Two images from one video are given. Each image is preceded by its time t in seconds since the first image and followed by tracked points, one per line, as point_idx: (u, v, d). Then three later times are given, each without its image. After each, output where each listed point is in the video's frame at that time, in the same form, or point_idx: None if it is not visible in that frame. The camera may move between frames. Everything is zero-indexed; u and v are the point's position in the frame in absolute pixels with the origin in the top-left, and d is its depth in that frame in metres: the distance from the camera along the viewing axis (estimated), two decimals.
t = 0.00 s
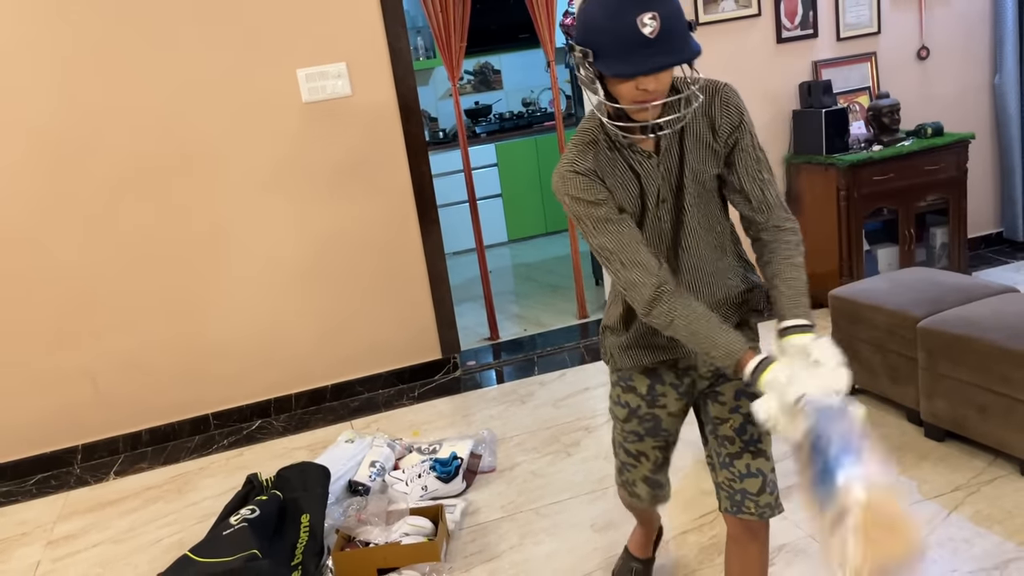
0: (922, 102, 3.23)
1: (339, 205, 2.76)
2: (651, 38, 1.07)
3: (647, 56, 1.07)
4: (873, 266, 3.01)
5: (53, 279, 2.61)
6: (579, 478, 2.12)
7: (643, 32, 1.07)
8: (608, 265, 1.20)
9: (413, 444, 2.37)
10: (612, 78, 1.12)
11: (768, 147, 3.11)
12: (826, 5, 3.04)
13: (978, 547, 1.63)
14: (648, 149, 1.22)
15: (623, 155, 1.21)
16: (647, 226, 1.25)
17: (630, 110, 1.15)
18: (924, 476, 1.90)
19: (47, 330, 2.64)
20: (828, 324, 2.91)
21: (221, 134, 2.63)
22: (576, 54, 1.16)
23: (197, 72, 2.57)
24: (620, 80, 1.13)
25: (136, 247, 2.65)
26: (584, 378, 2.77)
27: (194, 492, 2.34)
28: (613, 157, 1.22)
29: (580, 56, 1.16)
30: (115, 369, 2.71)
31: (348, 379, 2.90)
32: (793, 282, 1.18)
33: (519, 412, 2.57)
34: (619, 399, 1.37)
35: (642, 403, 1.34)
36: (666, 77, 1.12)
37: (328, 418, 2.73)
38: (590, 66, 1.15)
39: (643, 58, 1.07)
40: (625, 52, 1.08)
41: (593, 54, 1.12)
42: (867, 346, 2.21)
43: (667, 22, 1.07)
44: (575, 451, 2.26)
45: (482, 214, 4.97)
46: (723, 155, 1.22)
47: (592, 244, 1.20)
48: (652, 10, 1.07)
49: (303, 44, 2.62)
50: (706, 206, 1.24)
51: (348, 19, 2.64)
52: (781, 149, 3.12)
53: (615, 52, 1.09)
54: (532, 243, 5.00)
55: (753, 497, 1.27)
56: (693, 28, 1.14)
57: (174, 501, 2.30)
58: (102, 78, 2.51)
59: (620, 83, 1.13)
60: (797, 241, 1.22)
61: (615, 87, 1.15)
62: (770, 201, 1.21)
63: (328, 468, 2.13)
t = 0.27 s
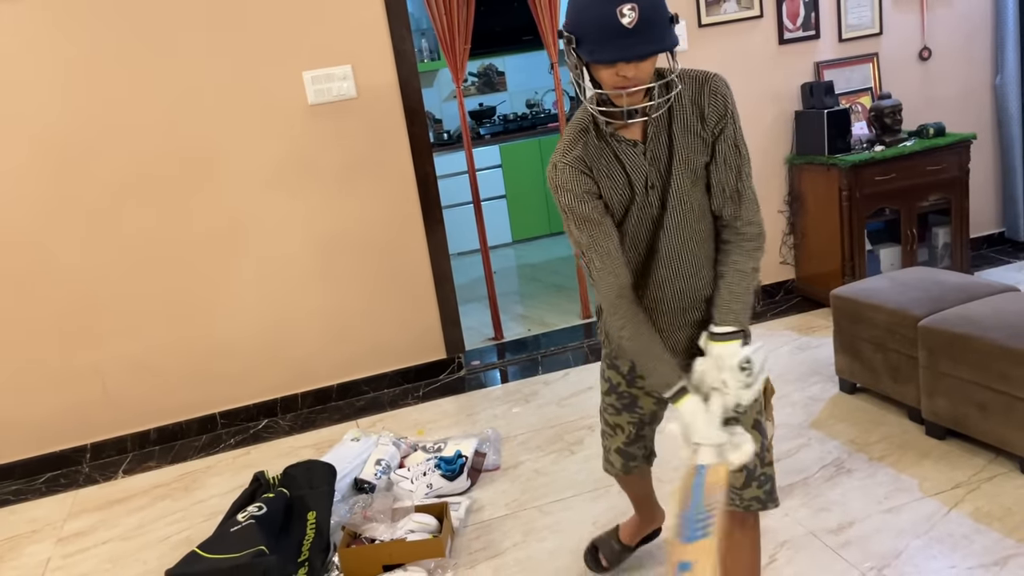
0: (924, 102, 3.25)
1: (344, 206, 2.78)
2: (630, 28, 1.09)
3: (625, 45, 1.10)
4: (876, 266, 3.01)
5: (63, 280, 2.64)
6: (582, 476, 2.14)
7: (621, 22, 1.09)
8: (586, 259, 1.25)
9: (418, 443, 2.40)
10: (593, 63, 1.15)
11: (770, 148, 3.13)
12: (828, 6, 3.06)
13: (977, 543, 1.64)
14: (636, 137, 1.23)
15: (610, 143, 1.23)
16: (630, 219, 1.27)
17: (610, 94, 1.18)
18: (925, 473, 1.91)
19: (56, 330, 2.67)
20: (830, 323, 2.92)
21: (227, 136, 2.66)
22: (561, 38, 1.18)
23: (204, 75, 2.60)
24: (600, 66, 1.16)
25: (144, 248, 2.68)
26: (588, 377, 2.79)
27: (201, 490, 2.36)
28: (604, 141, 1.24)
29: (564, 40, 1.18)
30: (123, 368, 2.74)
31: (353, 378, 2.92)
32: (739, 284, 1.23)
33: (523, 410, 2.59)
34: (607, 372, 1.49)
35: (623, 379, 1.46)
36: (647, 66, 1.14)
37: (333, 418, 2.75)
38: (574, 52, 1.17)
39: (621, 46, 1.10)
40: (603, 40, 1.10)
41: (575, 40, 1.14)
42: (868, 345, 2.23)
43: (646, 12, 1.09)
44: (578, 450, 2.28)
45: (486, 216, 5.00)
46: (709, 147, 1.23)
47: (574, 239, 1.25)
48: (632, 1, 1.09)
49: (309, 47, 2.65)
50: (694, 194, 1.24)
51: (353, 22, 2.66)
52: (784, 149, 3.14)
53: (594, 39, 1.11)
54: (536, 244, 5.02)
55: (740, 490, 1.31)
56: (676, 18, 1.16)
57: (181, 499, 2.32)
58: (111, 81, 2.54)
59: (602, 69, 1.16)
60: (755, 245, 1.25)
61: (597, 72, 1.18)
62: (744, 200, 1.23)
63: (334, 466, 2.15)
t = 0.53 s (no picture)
0: (929, 102, 3.25)
1: (351, 207, 2.80)
2: (623, 35, 1.17)
3: (619, 50, 1.17)
4: (881, 266, 3.02)
5: (72, 280, 2.66)
6: (587, 474, 2.15)
7: (617, 28, 1.17)
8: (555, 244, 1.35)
9: (424, 442, 2.41)
10: (587, 69, 1.22)
11: (775, 149, 3.14)
12: (833, 7, 3.06)
13: (980, 541, 1.65)
14: (618, 145, 1.27)
15: (593, 146, 1.28)
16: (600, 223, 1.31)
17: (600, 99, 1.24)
18: (928, 472, 1.92)
19: (67, 329, 2.69)
20: (834, 323, 2.93)
21: (235, 137, 2.68)
22: (557, 46, 1.26)
23: (212, 76, 2.62)
24: (594, 72, 1.23)
25: (153, 248, 2.70)
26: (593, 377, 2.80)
27: (209, 488, 2.38)
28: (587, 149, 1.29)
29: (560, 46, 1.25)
30: (132, 367, 2.76)
31: (360, 378, 2.94)
32: (688, 300, 1.24)
33: (528, 410, 2.61)
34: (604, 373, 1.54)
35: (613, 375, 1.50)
36: (638, 73, 1.21)
37: (340, 417, 2.77)
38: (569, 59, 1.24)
39: (614, 50, 1.17)
40: (598, 43, 1.18)
41: (571, 46, 1.21)
42: (872, 344, 2.23)
43: (638, 22, 1.18)
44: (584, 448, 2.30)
45: (491, 216, 5.01)
46: (684, 167, 1.24)
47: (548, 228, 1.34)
48: (626, 10, 1.17)
49: (316, 48, 2.67)
50: (666, 212, 1.26)
51: (360, 23, 2.68)
52: (788, 150, 3.15)
53: (589, 44, 1.18)
54: (541, 244, 5.04)
55: (721, 481, 1.33)
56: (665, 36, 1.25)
57: (190, 497, 2.35)
58: (121, 83, 2.57)
59: (595, 75, 1.23)
60: (709, 268, 1.25)
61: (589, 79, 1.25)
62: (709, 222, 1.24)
63: (342, 465, 2.17)
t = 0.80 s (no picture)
0: (935, 103, 3.25)
1: (357, 208, 2.82)
2: (612, 57, 1.22)
3: (608, 72, 1.22)
4: (886, 266, 3.02)
5: (81, 280, 2.68)
6: (593, 474, 2.16)
7: (607, 51, 1.22)
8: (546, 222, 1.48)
9: (430, 442, 2.42)
10: (578, 87, 1.27)
11: (780, 149, 3.14)
12: (838, 8, 3.07)
13: (986, 541, 1.65)
14: (597, 155, 1.34)
15: (573, 153, 1.35)
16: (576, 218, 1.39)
17: (589, 114, 1.30)
18: (934, 472, 1.92)
19: (75, 329, 2.71)
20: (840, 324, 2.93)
21: (242, 138, 2.69)
22: (551, 61, 1.31)
23: (220, 77, 2.64)
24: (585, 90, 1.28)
25: (161, 249, 2.71)
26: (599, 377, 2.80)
27: (217, 487, 2.40)
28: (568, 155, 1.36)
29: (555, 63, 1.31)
30: (140, 367, 2.78)
31: (366, 378, 2.95)
32: (646, 305, 1.27)
33: (534, 410, 2.62)
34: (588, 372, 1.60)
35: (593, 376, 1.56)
36: (625, 92, 1.26)
37: (347, 417, 2.79)
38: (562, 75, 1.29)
39: (603, 72, 1.22)
40: (588, 65, 1.23)
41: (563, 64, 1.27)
42: (878, 345, 2.24)
43: (628, 46, 1.23)
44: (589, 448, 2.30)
45: (497, 217, 5.02)
46: (654, 184, 1.31)
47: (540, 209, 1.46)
48: (616, 34, 1.22)
49: (323, 49, 2.68)
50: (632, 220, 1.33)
51: (367, 25, 2.69)
52: (794, 150, 3.16)
53: (580, 64, 1.24)
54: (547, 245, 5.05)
55: (695, 470, 1.38)
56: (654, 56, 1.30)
57: (198, 496, 2.36)
58: (130, 84, 2.58)
59: (585, 92, 1.28)
60: (668, 280, 1.27)
61: (580, 95, 1.30)
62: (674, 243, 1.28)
63: (349, 464, 2.18)
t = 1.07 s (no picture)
0: (943, 103, 3.24)
1: (364, 208, 2.82)
2: (605, 58, 1.25)
3: (601, 73, 1.25)
4: (894, 267, 3.02)
5: (90, 279, 2.69)
6: (599, 474, 2.16)
7: (600, 52, 1.24)
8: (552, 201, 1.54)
9: (437, 441, 2.43)
10: (570, 85, 1.30)
11: (787, 150, 3.14)
12: (846, 8, 3.06)
13: (993, 542, 1.65)
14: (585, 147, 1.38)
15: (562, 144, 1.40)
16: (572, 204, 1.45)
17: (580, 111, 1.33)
18: (941, 473, 1.92)
19: (84, 328, 2.72)
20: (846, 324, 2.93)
21: (250, 138, 2.70)
22: (544, 57, 1.33)
23: (228, 78, 2.64)
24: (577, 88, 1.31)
25: (169, 248, 2.72)
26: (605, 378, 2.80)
27: (224, 486, 2.40)
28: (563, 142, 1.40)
29: (547, 59, 1.33)
30: (148, 366, 2.79)
31: (373, 378, 2.96)
32: (628, 297, 1.31)
33: (540, 410, 2.62)
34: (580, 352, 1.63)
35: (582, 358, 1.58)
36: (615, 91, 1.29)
37: (353, 416, 2.79)
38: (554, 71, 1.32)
39: (596, 72, 1.25)
40: (581, 64, 1.25)
41: (556, 61, 1.29)
42: (885, 346, 2.23)
43: (620, 47, 1.25)
44: (595, 448, 2.31)
45: (503, 217, 5.03)
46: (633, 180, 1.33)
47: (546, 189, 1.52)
48: (609, 35, 1.25)
49: (331, 50, 2.69)
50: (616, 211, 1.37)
51: (374, 25, 2.70)
52: (801, 151, 3.15)
53: (573, 63, 1.26)
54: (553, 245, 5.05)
55: (674, 449, 1.44)
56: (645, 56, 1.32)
57: (205, 495, 2.37)
58: (138, 84, 2.59)
59: (577, 90, 1.31)
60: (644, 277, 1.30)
61: (572, 92, 1.33)
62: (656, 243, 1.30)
63: (356, 464, 2.19)
